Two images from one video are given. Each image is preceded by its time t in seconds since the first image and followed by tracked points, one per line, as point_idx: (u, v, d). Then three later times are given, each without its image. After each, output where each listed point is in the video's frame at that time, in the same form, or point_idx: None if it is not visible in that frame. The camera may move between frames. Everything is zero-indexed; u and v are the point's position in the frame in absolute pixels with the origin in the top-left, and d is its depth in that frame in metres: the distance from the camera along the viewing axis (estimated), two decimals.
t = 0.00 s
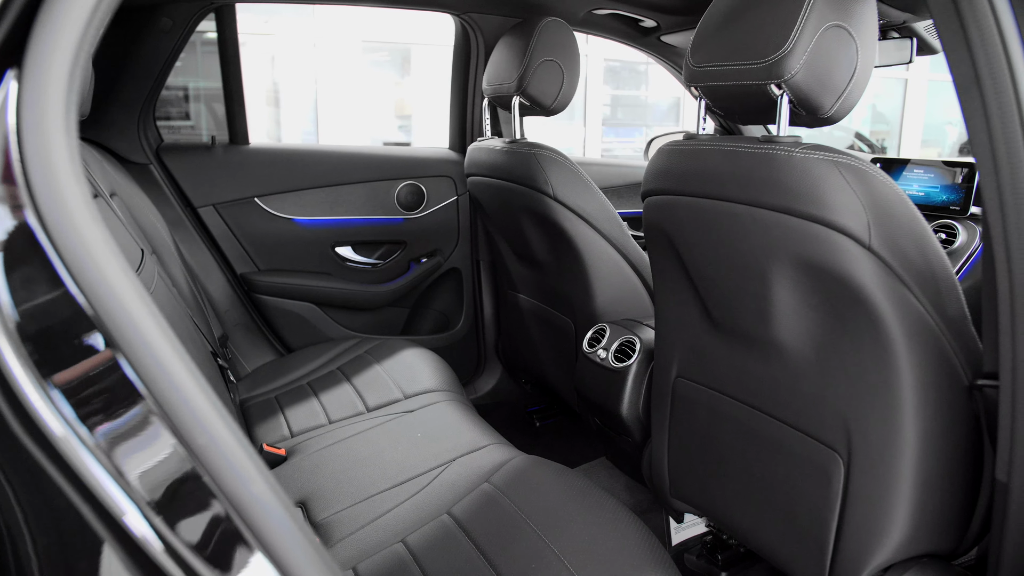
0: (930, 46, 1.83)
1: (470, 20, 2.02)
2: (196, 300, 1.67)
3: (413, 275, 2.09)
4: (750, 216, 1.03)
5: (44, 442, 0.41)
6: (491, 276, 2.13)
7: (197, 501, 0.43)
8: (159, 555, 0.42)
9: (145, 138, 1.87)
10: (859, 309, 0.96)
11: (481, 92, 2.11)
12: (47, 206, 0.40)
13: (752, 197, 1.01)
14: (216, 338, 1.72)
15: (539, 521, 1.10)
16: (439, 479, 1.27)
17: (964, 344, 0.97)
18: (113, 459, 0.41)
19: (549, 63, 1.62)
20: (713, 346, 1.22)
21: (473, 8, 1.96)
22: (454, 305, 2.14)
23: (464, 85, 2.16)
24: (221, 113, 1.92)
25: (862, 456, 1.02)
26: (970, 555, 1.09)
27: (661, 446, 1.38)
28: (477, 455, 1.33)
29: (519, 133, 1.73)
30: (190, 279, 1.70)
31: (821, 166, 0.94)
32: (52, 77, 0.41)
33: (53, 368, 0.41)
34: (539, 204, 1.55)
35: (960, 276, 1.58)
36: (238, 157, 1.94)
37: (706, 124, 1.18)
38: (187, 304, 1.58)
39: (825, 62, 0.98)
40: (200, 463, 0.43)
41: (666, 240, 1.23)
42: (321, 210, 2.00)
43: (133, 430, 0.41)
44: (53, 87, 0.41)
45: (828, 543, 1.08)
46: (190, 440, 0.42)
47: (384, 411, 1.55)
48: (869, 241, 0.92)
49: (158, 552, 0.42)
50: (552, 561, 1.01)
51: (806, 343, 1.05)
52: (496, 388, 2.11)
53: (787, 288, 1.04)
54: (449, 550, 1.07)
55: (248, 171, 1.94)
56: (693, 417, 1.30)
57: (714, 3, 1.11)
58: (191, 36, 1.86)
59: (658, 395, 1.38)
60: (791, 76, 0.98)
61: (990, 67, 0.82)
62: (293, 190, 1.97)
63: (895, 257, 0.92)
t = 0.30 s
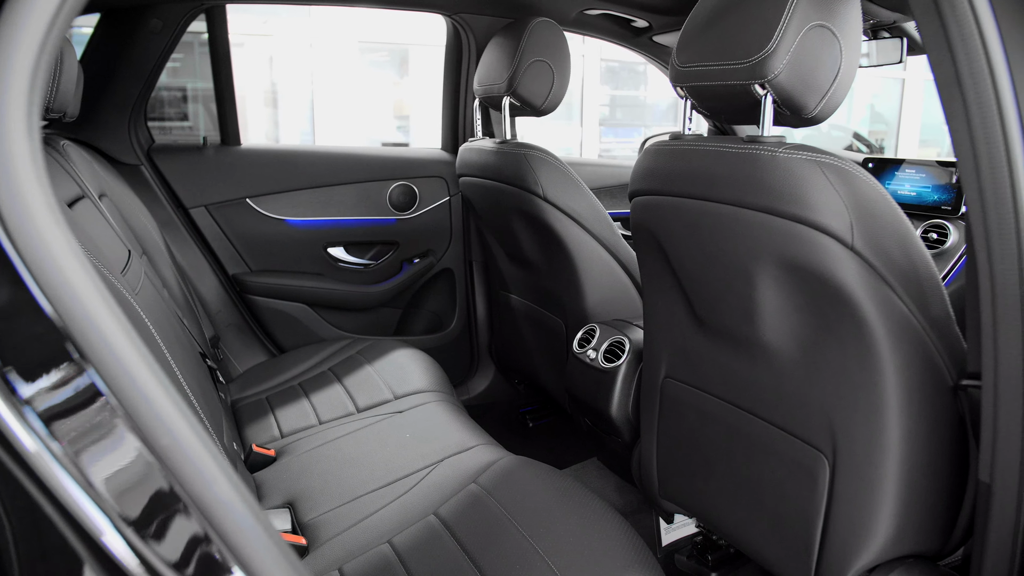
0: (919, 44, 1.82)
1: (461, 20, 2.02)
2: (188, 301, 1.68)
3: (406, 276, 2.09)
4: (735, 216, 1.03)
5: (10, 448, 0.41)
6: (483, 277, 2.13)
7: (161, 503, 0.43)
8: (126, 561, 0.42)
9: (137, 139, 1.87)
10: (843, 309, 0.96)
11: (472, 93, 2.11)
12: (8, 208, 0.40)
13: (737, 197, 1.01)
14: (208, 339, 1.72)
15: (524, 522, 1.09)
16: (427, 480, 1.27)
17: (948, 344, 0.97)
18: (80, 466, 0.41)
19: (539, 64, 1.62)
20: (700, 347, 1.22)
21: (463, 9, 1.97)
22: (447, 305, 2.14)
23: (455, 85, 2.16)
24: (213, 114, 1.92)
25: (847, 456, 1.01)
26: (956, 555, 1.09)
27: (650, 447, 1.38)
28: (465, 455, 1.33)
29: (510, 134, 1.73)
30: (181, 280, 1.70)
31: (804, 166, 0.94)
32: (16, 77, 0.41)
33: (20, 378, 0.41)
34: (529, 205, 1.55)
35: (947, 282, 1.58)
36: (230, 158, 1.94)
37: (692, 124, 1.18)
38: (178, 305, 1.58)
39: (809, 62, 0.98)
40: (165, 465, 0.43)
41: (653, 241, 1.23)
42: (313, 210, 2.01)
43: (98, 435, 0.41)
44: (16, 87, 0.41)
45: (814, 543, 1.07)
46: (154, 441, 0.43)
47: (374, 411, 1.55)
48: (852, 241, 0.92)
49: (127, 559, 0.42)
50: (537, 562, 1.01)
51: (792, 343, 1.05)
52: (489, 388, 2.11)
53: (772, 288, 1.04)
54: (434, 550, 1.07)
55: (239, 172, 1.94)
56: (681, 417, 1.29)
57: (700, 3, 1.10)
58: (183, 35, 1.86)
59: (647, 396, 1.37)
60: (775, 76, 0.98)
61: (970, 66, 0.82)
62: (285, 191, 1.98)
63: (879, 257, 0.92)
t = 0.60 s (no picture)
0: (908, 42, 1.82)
1: (453, 20, 2.03)
2: (179, 301, 1.68)
3: (399, 276, 2.09)
4: (719, 216, 1.02)
5: None
6: (476, 277, 2.13)
7: (127, 503, 0.44)
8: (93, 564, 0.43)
9: (128, 140, 1.87)
10: (826, 308, 0.96)
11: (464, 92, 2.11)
12: None
13: (720, 197, 1.01)
14: (199, 339, 1.73)
15: (509, 521, 1.10)
16: (414, 480, 1.27)
17: (932, 344, 0.96)
18: (45, 472, 0.42)
19: (529, 64, 1.62)
20: (687, 347, 1.22)
21: (454, 9, 1.98)
22: (440, 306, 2.15)
23: (448, 85, 2.16)
24: (204, 114, 1.93)
25: (831, 456, 1.01)
26: (942, 555, 1.08)
27: (638, 447, 1.38)
28: (453, 455, 1.33)
29: (500, 134, 1.73)
30: (173, 280, 1.70)
31: (787, 166, 0.94)
32: None
33: None
34: (519, 205, 1.55)
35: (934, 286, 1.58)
36: (222, 159, 1.95)
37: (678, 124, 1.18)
38: (169, 305, 1.58)
39: (792, 62, 0.98)
40: (129, 466, 0.45)
41: (640, 241, 1.23)
42: (305, 211, 2.01)
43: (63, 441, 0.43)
44: None
45: (799, 543, 1.07)
46: (117, 443, 0.44)
47: (364, 412, 1.55)
48: (835, 241, 0.92)
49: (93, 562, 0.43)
50: (521, 562, 1.01)
51: (776, 343, 1.05)
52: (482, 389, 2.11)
53: (756, 288, 1.04)
54: (419, 550, 1.07)
55: (231, 172, 1.95)
56: (669, 417, 1.29)
57: (684, 3, 1.10)
58: (174, 35, 1.86)
59: (635, 396, 1.37)
60: (758, 76, 0.98)
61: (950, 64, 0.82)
62: (277, 191, 1.98)
63: (861, 257, 0.92)
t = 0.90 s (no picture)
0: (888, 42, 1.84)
1: (444, 20, 2.04)
2: (170, 301, 1.68)
3: (391, 276, 2.09)
4: (703, 216, 1.02)
5: None
6: (469, 277, 2.13)
7: (93, 505, 0.45)
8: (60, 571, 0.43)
9: (119, 140, 1.88)
10: (810, 308, 0.96)
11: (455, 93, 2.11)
12: None
13: (704, 197, 1.01)
14: (191, 339, 1.73)
15: (495, 522, 1.09)
16: (402, 480, 1.27)
17: (916, 343, 0.96)
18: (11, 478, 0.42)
19: (519, 64, 1.62)
20: (675, 347, 1.22)
21: (446, 9, 1.99)
22: (433, 306, 2.15)
23: (440, 85, 2.16)
24: (196, 115, 1.93)
25: (815, 456, 1.01)
26: (929, 555, 1.08)
27: (627, 446, 1.38)
28: (442, 455, 1.33)
29: (491, 134, 1.73)
30: (164, 281, 1.71)
31: (769, 165, 0.94)
32: None
33: None
34: (509, 204, 1.55)
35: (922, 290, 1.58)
36: (213, 159, 1.95)
37: (664, 124, 1.18)
38: (160, 306, 1.58)
39: (776, 61, 0.98)
40: (93, 467, 0.45)
41: (627, 241, 1.23)
42: (297, 211, 2.01)
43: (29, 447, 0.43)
44: None
45: (785, 543, 1.07)
46: (80, 444, 0.45)
47: (354, 412, 1.55)
48: (817, 240, 0.92)
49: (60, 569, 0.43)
50: (506, 562, 1.01)
51: (761, 344, 1.05)
52: (475, 389, 2.11)
53: (741, 288, 1.04)
54: (405, 550, 1.07)
55: (223, 172, 1.95)
56: (657, 417, 1.29)
57: (669, 3, 1.10)
58: (165, 35, 1.86)
59: (624, 396, 1.37)
60: (741, 75, 0.98)
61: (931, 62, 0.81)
62: (270, 192, 1.98)
63: (844, 256, 0.92)
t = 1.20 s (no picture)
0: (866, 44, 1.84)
1: (437, 20, 2.04)
2: (163, 302, 1.68)
3: (385, 276, 2.09)
4: (689, 215, 1.02)
5: None
6: (463, 277, 2.13)
7: (65, 506, 0.46)
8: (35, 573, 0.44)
9: (111, 141, 1.88)
10: (796, 309, 0.96)
11: (447, 94, 2.11)
12: None
13: (690, 197, 1.01)
14: (183, 340, 1.73)
15: (483, 522, 1.09)
16: (391, 480, 1.27)
17: (904, 344, 0.96)
18: None
19: (510, 64, 1.62)
20: (663, 347, 1.22)
21: (438, 9, 1.99)
22: (427, 306, 2.15)
23: (433, 85, 2.16)
24: (189, 115, 1.93)
25: (802, 457, 1.01)
26: (917, 555, 1.08)
27: (618, 446, 1.38)
28: (432, 455, 1.33)
29: (483, 133, 1.73)
30: (156, 281, 1.71)
31: (754, 165, 0.94)
32: None
33: None
34: (500, 204, 1.55)
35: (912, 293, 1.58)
36: (206, 159, 1.95)
37: (651, 123, 1.18)
38: (153, 306, 1.58)
39: (762, 60, 0.98)
40: (64, 469, 0.47)
41: (615, 241, 1.23)
42: (290, 211, 2.01)
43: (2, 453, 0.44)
44: None
45: (773, 543, 1.07)
46: (49, 445, 0.47)
47: (345, 412, 1.55)
48: (802, 240, 0.92)
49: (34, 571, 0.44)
50: (492, 562, 1.01)
51: (748, 344, 1.05)
52: (469, 389, 2.11)
53: (728, 288, 1.04)
54: (392, 550, 1.07)
55: (216, 173, 1.95)
56: (646, 417, 1.29)
57: (657, 3, 1.10)
58: (157, 36, 1.87)
59: (615, 396, 1.37)
60: (727, 75, 0.98)
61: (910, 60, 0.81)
62: (263, 192, 1.98)
63: (829, 256, 0.92)
